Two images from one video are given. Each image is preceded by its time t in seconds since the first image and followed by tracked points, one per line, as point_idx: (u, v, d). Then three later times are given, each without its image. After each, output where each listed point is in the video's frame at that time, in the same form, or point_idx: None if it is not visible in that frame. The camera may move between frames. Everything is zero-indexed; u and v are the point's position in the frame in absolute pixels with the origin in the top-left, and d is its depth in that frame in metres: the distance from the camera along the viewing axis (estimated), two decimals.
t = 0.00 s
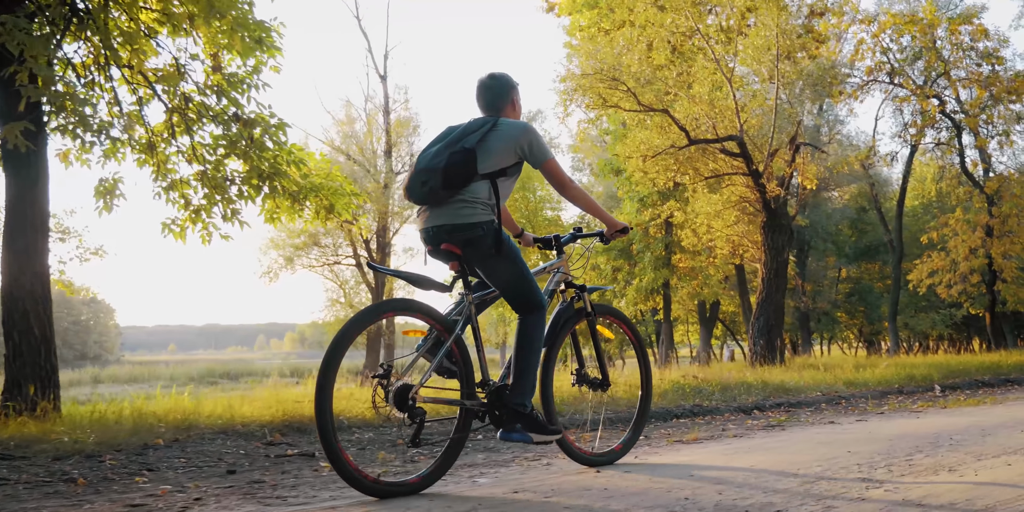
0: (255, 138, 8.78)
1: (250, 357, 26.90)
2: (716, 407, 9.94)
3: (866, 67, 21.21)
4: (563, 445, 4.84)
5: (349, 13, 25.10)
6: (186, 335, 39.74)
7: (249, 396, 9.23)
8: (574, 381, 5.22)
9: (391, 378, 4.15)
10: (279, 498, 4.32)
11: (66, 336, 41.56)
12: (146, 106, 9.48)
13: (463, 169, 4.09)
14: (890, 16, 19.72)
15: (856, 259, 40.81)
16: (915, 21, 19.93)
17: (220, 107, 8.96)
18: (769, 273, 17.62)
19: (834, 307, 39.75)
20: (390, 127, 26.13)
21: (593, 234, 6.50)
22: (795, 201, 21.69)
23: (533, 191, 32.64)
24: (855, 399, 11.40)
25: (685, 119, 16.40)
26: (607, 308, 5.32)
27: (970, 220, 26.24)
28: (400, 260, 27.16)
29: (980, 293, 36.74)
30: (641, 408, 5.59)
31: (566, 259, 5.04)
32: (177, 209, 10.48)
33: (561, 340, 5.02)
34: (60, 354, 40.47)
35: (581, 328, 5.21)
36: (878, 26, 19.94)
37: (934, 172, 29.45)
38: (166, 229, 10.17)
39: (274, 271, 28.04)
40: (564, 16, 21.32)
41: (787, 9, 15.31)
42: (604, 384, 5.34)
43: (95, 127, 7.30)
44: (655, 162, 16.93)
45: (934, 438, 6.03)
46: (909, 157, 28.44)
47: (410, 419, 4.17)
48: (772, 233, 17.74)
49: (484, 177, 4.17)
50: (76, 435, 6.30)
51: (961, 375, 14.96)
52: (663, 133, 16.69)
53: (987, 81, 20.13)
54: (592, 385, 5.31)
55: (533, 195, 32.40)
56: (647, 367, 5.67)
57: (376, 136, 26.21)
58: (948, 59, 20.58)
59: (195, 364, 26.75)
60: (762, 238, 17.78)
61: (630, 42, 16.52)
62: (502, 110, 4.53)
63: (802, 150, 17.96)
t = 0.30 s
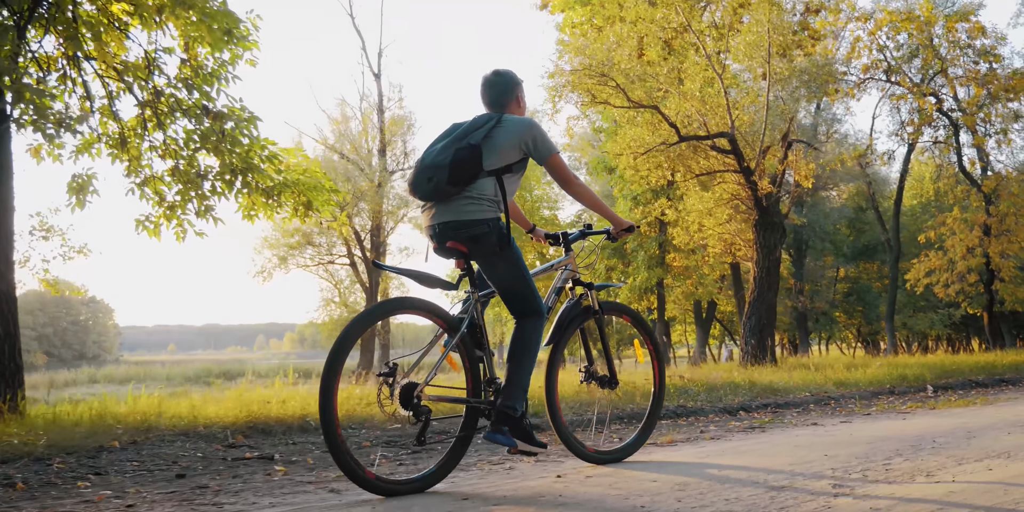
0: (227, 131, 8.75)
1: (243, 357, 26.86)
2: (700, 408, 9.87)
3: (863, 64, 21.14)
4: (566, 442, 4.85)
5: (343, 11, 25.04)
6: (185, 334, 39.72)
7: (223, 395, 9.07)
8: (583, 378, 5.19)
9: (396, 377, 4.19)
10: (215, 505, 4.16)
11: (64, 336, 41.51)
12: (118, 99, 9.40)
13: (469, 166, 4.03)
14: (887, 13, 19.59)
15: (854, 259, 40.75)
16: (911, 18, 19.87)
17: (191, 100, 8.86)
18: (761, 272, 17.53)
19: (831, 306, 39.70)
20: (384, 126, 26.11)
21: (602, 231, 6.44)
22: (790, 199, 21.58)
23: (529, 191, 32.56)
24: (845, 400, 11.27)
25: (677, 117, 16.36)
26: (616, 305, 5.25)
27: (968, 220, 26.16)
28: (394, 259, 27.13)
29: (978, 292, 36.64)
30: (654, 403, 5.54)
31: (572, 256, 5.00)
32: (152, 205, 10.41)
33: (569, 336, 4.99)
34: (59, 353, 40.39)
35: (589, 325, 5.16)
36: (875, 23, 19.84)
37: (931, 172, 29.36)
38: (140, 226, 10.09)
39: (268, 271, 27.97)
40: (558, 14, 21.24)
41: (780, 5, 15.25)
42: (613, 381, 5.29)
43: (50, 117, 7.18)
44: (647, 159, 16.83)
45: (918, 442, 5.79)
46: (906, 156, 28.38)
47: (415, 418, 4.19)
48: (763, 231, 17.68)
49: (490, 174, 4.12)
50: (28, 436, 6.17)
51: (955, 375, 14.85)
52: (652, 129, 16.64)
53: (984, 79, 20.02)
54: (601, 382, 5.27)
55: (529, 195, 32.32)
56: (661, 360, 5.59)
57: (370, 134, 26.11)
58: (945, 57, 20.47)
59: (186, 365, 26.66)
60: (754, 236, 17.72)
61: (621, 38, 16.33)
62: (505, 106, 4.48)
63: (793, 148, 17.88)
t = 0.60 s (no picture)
0: (200, 125, 8.79)
1: (236, 358, 26.72)
2: (686, 408, 9.70)
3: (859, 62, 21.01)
4: (573, 437, 4.79)
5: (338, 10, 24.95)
6: (185, 333, 39.62)
7: (196, 393, 8.87)
8: (592, 374, 5.10)
9: (401, 372, 4.14)
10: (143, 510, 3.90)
11: (63, 336, 41.33)
12: (89, 94, 9.31)
13: (472, 161, 3.96)
14: (884, 11, 19.47)
15: (852, 259, 40.64)
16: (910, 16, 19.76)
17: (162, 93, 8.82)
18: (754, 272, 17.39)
19: (829, 307, 39.57)
20: (378, 125, 26.08)
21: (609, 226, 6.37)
22: (785, 198, 21.41)
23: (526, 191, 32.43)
24: (835, 401, 11.06)
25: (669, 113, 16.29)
26: (627, 301, 5.15)
27: (966, 219, 26.01)
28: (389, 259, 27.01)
29: (976, 293, 36.51)
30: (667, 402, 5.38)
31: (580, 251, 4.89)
32: (126, 200, 10.30)
33: (576, 331, 4.90)
34: (59, 353, 40.27)
35: (597, 320, 5.09)
36: (872, 22, 19.71)
37: (930, 171, 29.23)
38: (113, 222, 10.01)
39: (262, 270, 27.87)
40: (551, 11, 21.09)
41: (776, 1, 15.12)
42: (623, 377, 5.13)
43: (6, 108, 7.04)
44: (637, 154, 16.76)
45: (906, 444, 5.52)
46: (904, 155, 28.27)
47: (420, 413, 4.18)
48: (756, 230, 17.55)
49: (494, 168, 4.03)
50: None
51: (948, 375, 14.62)
52: (643, 126, 16.66)
53: (982, 77, 19.92)
54: (611, 378, 5.12)
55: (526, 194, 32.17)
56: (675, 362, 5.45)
57: (364, 134, 26.08)
58: (943, 55, 20.37)
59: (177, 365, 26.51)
60: (747, 235, 17.58)
61: (611, 34, 16.04)
62: (513, 102, 4.39)
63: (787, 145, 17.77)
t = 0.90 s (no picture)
0: (161, 117, 8.67)
1: (227, 358, 26.56)
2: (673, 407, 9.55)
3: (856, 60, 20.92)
4: (582, 434, 4.74)
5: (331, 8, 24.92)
6: (184, 333, 39.52)
7: (154, 394, 8.47)
8: (600, 371, 5.05)
9: (405, 369, 4.06)
10: None
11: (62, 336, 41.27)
12: (58, 89, 9.24)
13: (471, 158, 3.91)
14: (880, 9, 19.41)
15: (849, 258, 40.60)
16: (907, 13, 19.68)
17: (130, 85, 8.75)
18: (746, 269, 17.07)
19: (827, 306, 39.53)
20: (372, 123, 26.04)
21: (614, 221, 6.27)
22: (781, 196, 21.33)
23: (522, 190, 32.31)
24: (824, 401, 10.43)
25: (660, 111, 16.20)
26: (632, 296, 5.12)
27: (963, 217, 25.88)
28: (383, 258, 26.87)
29: (973, 292, 36.47)
30: (676, 396, 5.36)
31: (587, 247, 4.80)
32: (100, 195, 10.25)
33: (585, 327, 4.84)
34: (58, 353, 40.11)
35: (605, 317, 5.03)
36: (868, 20, 19.65)
37: (926, 170, 29.17)
38: (83, 219, 9.95)
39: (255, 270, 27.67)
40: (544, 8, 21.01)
41: None
42: (630, 374, 5.10)
43: None
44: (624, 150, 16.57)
45: (887, 442, 5.26)
46: (900, 154, 28.22)
47: (424, 411, 4.04)
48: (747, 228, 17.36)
49: (494, 165, 3.99)
50: None
51: (939, 375, 13.46)
52: (632, 123, 16.45)
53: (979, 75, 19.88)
54: (619, 374, 5.08)
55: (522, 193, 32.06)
56: (682, 356, 5.43)
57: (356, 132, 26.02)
58: (939, 52, 20.33)
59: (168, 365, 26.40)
60: (737, 233, 17.36)
61: (600, 30, 16.14)
62: (516, 99, 4.35)
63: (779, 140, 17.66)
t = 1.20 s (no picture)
0: (121, 116, 8.51)
1: (220, 359, 26.50)
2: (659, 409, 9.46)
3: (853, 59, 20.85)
4: (591, 436, 4.68)
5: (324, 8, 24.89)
6: (184, 333, 39.47)
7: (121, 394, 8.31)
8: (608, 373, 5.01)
9: (410, 370, 4.04)
10: None
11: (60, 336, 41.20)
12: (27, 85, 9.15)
13: (473, 158, 3.88)
14: (876, 7, 19.34)
15: (847, 259, 40.57)
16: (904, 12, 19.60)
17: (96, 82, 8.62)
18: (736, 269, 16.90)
19: (824, 307, 39.48)
20: (366, 123, 25.92)
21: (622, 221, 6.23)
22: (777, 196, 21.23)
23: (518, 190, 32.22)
24: (809, 404, 10.24)
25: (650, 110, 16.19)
26: (638, 297, 5.06)
27: (960, 218, 25.94)
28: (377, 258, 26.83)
29: (970, 293, 36.42)
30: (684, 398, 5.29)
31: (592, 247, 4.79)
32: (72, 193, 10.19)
33: (592, 329, 4.81)
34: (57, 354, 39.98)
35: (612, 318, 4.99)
36: (864, 18, 19.57)
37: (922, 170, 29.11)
38: (54, 217, 9.88)
39: (249, 270, 27.54)
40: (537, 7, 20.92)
41: None
42: (639, 374, 5.03)
43: None
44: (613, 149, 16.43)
45: (857, 449, 5.06)
46: (897, 154, 28.17)
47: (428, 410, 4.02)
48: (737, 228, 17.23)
49: (497, 165, 3.96)
50: None
51: (931, 376, 13.46)
52: (622, 121, 16.37)
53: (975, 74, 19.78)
54: (627, 376, 5.01)
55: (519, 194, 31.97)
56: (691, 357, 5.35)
57: (350, 131, 26.00)
58: (935, 51, 20.23)
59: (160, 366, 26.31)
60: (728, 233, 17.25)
61: (589, 27, 15.91)
62: (520, 99, 4.33)
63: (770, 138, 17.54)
